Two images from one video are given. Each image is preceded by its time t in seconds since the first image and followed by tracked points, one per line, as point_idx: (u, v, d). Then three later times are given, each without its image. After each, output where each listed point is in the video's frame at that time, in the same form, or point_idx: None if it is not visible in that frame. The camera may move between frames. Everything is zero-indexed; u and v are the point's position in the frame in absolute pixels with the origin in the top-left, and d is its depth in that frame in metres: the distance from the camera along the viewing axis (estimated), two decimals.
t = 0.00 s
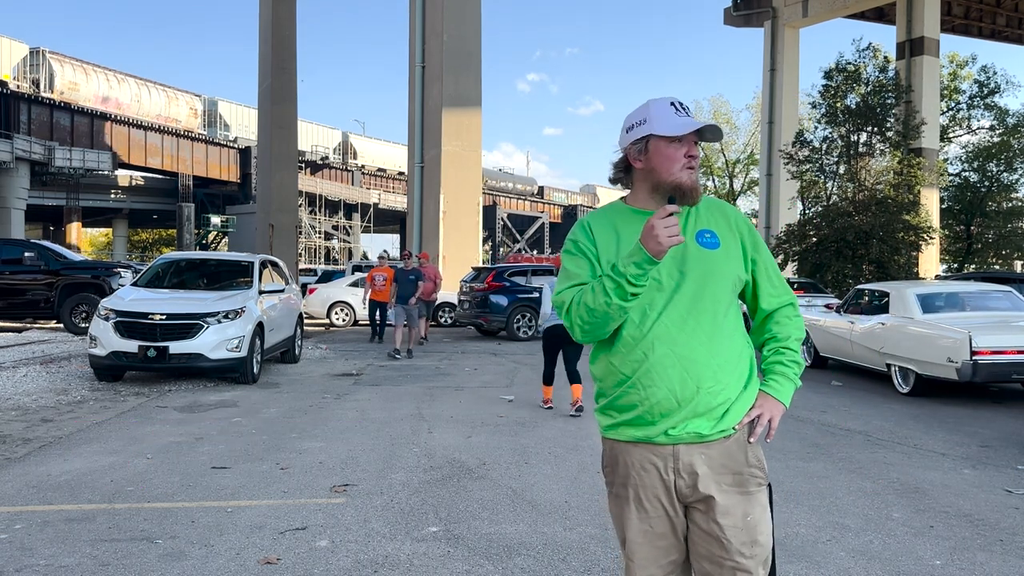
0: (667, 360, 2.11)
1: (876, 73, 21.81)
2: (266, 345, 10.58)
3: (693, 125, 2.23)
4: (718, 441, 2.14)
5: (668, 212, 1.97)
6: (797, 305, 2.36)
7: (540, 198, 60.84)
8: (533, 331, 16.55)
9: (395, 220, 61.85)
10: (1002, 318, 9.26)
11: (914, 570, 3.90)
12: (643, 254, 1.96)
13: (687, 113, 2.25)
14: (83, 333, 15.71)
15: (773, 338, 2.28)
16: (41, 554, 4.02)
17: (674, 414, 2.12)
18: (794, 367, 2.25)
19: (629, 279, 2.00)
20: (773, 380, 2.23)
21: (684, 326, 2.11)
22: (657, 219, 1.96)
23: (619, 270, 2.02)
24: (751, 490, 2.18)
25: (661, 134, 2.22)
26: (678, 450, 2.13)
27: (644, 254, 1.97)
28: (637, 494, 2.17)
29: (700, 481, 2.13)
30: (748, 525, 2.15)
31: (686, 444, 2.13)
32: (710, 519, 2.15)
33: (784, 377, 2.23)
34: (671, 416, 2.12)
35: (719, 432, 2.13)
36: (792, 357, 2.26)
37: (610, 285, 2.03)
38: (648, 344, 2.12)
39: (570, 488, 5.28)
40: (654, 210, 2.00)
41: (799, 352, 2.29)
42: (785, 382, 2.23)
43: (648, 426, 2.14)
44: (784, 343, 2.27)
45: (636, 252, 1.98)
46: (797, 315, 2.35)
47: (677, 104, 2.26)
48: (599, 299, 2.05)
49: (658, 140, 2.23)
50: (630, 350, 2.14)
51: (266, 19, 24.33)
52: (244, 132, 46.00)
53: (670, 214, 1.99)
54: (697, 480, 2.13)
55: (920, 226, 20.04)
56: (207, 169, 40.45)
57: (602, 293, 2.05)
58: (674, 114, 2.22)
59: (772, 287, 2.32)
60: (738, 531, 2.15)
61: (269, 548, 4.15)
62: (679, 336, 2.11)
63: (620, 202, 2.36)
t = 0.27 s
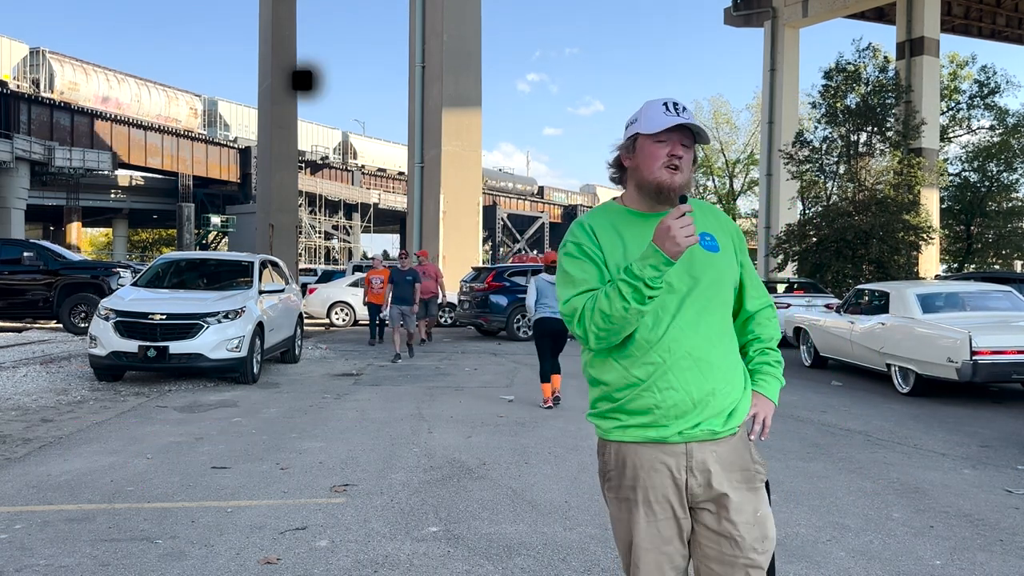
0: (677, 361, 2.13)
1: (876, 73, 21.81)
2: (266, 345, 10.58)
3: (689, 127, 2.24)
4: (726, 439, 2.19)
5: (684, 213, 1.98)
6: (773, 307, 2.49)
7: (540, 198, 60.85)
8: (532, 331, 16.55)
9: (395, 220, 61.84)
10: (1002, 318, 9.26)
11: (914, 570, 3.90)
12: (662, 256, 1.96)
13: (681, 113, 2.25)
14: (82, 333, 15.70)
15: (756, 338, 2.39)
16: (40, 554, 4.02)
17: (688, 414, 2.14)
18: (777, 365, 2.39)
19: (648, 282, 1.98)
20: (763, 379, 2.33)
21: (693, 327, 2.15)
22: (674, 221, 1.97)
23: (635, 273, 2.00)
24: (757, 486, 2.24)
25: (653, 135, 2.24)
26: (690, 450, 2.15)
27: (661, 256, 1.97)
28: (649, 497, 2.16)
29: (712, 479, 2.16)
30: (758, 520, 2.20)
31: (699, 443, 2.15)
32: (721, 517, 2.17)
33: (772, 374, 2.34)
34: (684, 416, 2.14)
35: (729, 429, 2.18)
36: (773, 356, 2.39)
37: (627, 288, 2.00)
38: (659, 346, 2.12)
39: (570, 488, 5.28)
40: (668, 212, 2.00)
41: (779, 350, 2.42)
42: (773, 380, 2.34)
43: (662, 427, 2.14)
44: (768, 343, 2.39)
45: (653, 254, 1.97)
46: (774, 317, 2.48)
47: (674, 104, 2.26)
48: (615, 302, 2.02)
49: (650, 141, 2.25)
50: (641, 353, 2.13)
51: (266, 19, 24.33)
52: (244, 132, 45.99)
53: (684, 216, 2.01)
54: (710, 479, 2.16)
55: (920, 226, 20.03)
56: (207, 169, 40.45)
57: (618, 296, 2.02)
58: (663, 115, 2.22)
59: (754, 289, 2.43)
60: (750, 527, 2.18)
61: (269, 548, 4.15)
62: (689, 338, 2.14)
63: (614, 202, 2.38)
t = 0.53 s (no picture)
0: (677, 362, 2.14)
1: (876, 73, 21.81)
2: (266, 344, 10.58)
3: (691, 131, 2.25)
4: (724, 438, 2.21)
5: (687, 217, 1.99)
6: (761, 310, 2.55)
7: (540, 198, 60.89)
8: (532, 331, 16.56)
9: (395, 220, 61.86)
10: (1002, 318, 9.26)
11: (913, 570, 3.91)
12: (665, 259, 1.97)
13: (683, 115, 2.25)
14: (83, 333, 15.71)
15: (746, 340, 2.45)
16: (41, 554, 4.02)
17: (688, 415, 2.15)
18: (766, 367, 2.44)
19: (650, 285, 1.98)
20: (755, 379, 2.38)
21: (693, 328, 2.16)
22: (677, 223, 1.98)
23: (638, 275, 2.00)
24: (754, 485, 2.25)
25: (654, 136, 2.24)
26: (690, 449, 2.15)
27: (664, 259, 1.98)
28: (649, 498, 2.15)
29: (712, 478, 2.17)
30: (756, 519, 2.21)
31: (699, 442, 2.16)
32: (720, 516, 2.18)
33: (762, 375, 2.40)
34: (684, 417, 2.14)
35: (725, 430, 2.20)
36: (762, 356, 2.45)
37: (629, 290, 2.00)
38: (660, 347, 2.13)
39: (571, 488, 5.28)
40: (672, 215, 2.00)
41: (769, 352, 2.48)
42: (763, 381, 2.39)
43: (662, 428, 2.14)
44: (758, 345, 2.45)
45: (656, 257, 1.98)
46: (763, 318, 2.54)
47: (679, 105, 2.26)
48: (617, 305, 2.02)
49: (651, 142, 2.25)
50: (642, 353, 2.13)
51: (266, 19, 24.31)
52: (244, 132, 46.00)
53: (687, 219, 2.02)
54: (709, 478, 2.16)
55: (920, 226, 20.04)
56: (207, 169, 40.46)
57: (620, 299, 2.01)
58: (665, 117, 2.22)
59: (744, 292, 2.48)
60: (748, 525, 2.20)
61: (269, 548, 4.15)
62: (688, 339, 2.15)
63: (616, 200, 2.38)
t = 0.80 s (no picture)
0: (661, 365, 2.13)
1: (876, 73, 21.80)
2: (266, 344, 10.58)
3: (690, 131, 2.21)
4: (711, 441, 2.16)
5: (667, 221, 1.98)
6: (783, 311, 2.44)
7: (540, 198, 60.91)
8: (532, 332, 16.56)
9: (395, 220, 61.86)
10: (1002, 318, 9.26)
11: (913, 570, 3.91)
12: (641, 262, 1.98)
13: (684, 114, 2.21)
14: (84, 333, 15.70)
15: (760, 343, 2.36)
16: (41, 554, 4.02)
17: (670, 417, 2.13)
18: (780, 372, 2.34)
19: (626, 288, 2.01)
20: (761, 385, 2.29)
21: (682, 329, 2.13)
22: (655, 229, 1.97)
23: (616, 278, 2.03)
24: (744, 490, 2.20)
25: (652, 137, 2.22)
26: (672, 452, 2.13)
27: (642, 262, 1.99)
28: (632, 496, 2.16)
29: (695, 482, 2.14)
30: (742, 524, 2.17)
31: (681, 445, 2.14)
32: (703, 519, 2.15)
33: (771, 378, 2.31)
34: (666, 419, 2.13)
35: (713, 434, 2.15)
36: (774, 360, 2.35)
37: (607, 292, 2.04)
38: (644, 348, 2.12)
39: (571, 488, 5.28)
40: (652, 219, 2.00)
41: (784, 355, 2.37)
42: (771, 387, 2.30)
43: (643, 429, 2.14)
44: (772, 349, 2.35)
45: (633, 260, 1.99)
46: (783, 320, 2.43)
47: (679, 103, 2.23)
48: (596, 306, 2.05)
49: (649, 142, 2.22)
50: (627, 354, 2.14)
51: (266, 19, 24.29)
52: (244, 132, 45.99)
53: (669, 223, 2.00)
54: (692, 481, 2.14)
55: (920, 226, 20.05)
56: (207, 169, 40.45)
57: (599, 300, 2.05)
58: (664, 117, 2.19)
59: (760, 293, 2.39)
60: (732, 531, 2.16)
61: (269, 548, 4.15)
62: (675, 341, 2.13)
63: (617, 199, 2.38)
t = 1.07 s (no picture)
0: (645, 365, 2.12)
1: (876, 73, 21.79)
2: (266, 344, 10.58)
3: (689, 127, 2.16)
4: (698, 447, 2.11)
5: (644, 221, 1.97)
6: (814, 315, 2.23)
7: (540, 198, 60.93)
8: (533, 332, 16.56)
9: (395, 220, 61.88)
10: (1002, 318, 9.26)
11: (913, 570, 3.90)
12: (617, 262, 1.99)
13: (685, 111, 2.16)
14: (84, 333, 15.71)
15: (778, 348, 2.20)
16: (41, 554, 4.02)
17: (652, 419, 2.11)
18: (795, 380, 2.16)
19: (605, 285, 2.03)
20: (769, 393, 2.16)
21: (668, 330, 2.11)
22: (632, 229, 1.97)
23: (597, 277, 2.06)
24: (734, 500, 2.12)
25: (652, 133, 2.19)
26: (656, 454, 2.12)
27: (618, 263, 2.00)
28: (619, 494, 2.19)
29: (677, 487, 2.11)
30: (724, 534, 2.10)
31: (664, 448, 2.12)
32: (688, 525, 2.11)
33: (778, 386, 2.16)
34: (649, 421, 2.12)
35: (697, 439, 2.10)
36: (792, 368, 2.17)
37: (588, 290, 2.07)
38: (630, 347, 2.13)
39: (570, 488, 5.28)
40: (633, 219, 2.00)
41: (806, 361, 2.18)
42: (782, 397, 2.15)
43: (628, 429, 2.15)
44: (789, 354, 2.17)
45: (612, 260, 2.01)
46: (813, 325, 2.23)
47: (681, 99, 2.19)
48: (578, 303, 2.10)
49: (648, 141, 2.21)
50: (613, 352, 2.16)
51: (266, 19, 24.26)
52: (244, 132, 45.99)
53: (649, 223, 1.99)
54: (675, 485, 2.11)
55: (920, 226, 20.07)
56: (207, 169, 40.45)
57: (581, 297, 2.10)
58: (663, 113, 2.16)
59: (782, 295, 2.22)
60: (716, 541, 2.10)
61: (269, 548, 4.15)
62: (661, 341, 2.11)
63: (626, 197, 2.38)
